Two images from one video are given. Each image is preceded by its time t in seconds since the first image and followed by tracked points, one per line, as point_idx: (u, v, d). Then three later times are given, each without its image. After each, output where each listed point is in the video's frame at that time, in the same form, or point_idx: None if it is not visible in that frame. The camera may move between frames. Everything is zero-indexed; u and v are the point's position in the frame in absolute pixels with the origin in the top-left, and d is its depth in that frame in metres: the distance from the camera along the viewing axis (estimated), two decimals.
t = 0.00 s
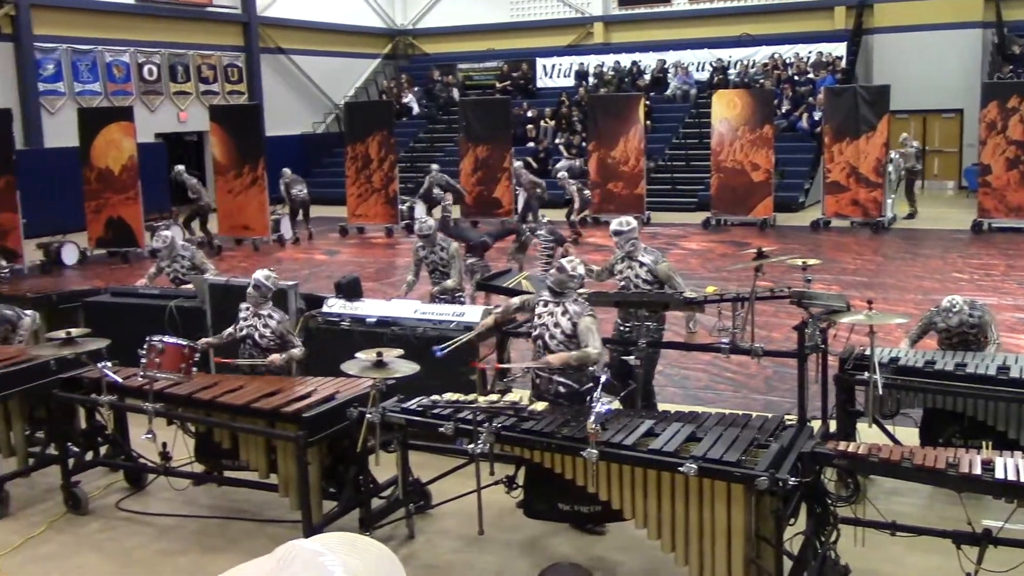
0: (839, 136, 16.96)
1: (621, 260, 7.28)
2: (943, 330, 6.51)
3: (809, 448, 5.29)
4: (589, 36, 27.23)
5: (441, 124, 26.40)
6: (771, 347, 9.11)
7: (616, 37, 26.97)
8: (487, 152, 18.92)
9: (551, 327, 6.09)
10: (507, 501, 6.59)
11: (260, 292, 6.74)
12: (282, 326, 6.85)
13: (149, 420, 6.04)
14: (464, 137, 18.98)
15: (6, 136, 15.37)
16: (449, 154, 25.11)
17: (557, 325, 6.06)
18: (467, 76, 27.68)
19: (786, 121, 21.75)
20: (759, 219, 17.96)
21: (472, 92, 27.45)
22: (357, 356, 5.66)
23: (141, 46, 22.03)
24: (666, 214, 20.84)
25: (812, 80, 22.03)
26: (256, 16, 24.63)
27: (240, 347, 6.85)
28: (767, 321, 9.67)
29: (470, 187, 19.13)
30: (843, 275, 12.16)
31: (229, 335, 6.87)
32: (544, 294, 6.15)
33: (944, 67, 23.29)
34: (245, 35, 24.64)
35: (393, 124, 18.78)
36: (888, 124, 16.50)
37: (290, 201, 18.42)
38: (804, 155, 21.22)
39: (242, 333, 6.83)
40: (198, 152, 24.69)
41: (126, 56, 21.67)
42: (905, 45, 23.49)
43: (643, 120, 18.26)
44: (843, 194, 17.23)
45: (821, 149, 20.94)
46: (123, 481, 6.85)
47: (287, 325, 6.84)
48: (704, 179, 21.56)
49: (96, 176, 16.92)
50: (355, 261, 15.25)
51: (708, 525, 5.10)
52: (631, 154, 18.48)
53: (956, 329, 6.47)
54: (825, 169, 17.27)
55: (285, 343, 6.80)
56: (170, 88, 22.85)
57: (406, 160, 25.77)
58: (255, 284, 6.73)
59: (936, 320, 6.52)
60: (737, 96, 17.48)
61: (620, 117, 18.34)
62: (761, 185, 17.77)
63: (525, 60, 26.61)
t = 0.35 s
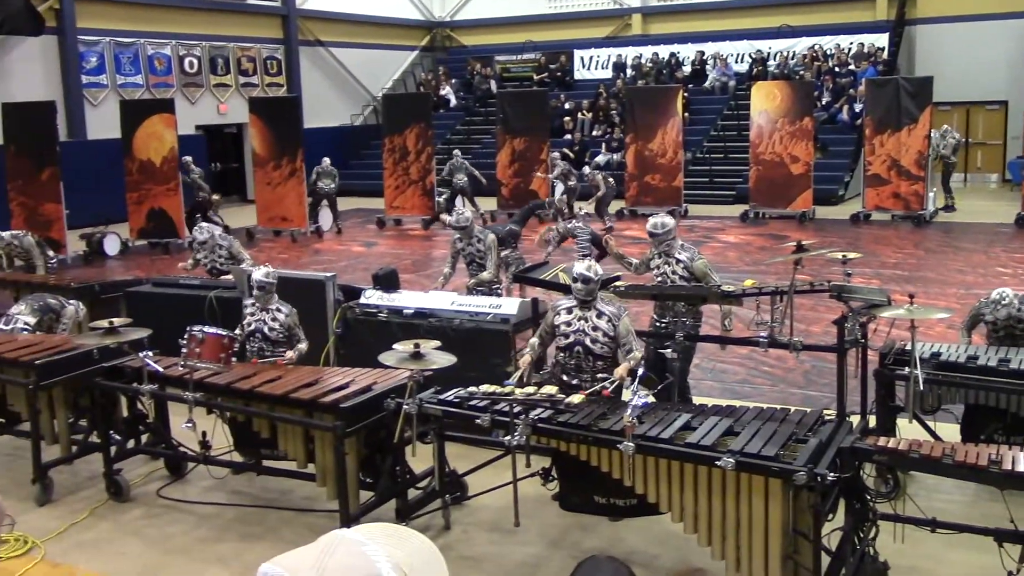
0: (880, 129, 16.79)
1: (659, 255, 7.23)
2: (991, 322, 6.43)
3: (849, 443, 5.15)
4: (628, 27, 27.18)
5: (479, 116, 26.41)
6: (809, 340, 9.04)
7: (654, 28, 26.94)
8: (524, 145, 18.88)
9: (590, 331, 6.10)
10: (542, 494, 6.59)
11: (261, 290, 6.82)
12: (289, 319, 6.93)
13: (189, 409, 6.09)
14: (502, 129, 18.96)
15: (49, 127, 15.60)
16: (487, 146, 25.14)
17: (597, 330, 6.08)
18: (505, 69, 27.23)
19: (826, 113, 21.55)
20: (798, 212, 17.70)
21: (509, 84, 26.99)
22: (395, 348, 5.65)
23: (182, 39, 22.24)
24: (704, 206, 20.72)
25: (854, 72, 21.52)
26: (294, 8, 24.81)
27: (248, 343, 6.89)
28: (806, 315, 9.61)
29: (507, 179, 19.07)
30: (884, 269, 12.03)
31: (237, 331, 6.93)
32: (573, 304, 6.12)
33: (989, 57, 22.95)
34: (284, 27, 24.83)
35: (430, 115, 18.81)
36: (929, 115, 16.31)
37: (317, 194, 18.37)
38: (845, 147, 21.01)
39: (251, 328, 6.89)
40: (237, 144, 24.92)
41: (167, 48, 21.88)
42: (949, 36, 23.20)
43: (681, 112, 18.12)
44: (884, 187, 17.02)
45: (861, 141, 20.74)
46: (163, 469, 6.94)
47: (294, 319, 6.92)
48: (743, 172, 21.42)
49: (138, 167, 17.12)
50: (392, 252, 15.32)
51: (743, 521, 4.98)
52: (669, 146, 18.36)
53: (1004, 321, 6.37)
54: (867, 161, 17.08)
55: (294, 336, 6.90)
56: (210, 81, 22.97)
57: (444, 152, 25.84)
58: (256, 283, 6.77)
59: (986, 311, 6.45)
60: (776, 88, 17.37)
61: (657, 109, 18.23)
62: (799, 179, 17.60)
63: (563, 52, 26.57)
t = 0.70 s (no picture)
0: (905, 122, 16.63)
1: (680, 249, 7.24)
2: None
3: (872, 439, 5.12)
4: (650, 20, 27.24)
5: (500, 110, 26.42)
6: (832, 335, 9.00)
7: (676, 21, 26.89)
8: (545, 139, 18.83)
9: (614, 324, 6.11)
10: (562, 488, 6.59)
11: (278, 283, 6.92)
12: (317, 300, 7.03)
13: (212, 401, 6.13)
14: (522, 123, 18.90)
15: (73, 121, 15.70)
16: (508, 140, 25.10)
17: (622, 322, 6.08)
18: (525, 62, 27.00)
19: (849, 107, 21.42)
20: (820, 206, 17.65)
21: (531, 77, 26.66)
22: (416, 341, 5.66)
23: (204, 33, 22.34)
24: (725, 200, 20.65)
25: (876, 65, 21.63)
26: (316, 2, 24.89)
27: (286, 334, 6.99)
28: (829, 309, 9.57)
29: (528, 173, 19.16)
30: (908, 263, 11.95)
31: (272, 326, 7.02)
32: (596, 297, 6.13)
33: (1015, 50, 22.75)
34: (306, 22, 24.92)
35: (451, 110, 18.78)
36: (954, 109, 16.17)
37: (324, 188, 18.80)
38: (868, 140, 20.87)
39: (285, 319, 6.98)
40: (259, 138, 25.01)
41: (190, 42, 21.99)
42: (973, 29, 23.05)
43: (702, 106, 18.02)
44: (907, 181, 16.93)
45: (884, 134, 20.61)
46: (186, 461, 7.00)
47: (321, 298, 7.03)
48: (764, 165, 21.33)
49: (161, 161, 17.24)
50: (413, 246, 15.35)
51: (764, 516, 4.96)
52: (690, 140, 18.29)
53: None
54: (890, 155, 16.96)
55: (327, 316, 7.00)
56: (232, 75, 23.08)
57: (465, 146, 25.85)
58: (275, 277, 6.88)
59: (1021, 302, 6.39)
60: (799, 82, 17.25)
61: (678, 103, 18.18)
62: (822, 172, 17.47)
63: (584, 45, 26.54)
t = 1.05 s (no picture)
0: (924, 119, 16.56)
1: (705, 244, 7.28)
2: None
3: (890, 437, 5.09)
4: (667, 16, 27.22)
5: (517, 106, 26.43)
6: (850, 333, 8.96)
7: (694, 17, 26.83)
8: (561, 135, 18.81)
9: (645, 322, 6.08)
10: (578, 485, 6.59)
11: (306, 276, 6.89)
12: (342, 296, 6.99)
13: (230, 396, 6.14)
14: (539, 119, 18.90)
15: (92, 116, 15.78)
16: (525, 136, 25.10)
17: (653, 319, 6.05)
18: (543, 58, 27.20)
19: (868, 103, 21.33)
20: (839, 203, 17.57)
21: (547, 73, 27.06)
22: (433, 337, 5.65)
23: (222, 29, 22.39)
24: (742, 196, 20.58)
25: (896, 60, 21.55)
26: None
27: (309, 329, 6.94)
28: (848, 307, 9.54)
29: (545, 170, 19.17)
30: (927, 260, 11.89)
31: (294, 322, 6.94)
32: (627, 295, 6.08)
33: None
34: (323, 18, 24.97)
35: (469, 106, 18.87)
36: (974, 105, 16.08)
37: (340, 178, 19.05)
38: (887, 136, 20.76)
39: (307, 314, 6.92)
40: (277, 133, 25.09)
41: (208, 38, 22.04)
42: (993, 25, 22.93)
43: (720, 101, 17.97)
44: (926, 178, 16.83)
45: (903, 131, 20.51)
46: (203, 455, 7.03)
47: (345, 294, 6.98)
48: (781, 162, 21.26)
49: (179, 156, 17.30)
50: (430, 242, 15.38)
51: (782, 514, 4.94)
52: (707, 136, 18.24)
53: None
54: (909, 152, 16.87)
55: (350, 312, 6.94)
56: (250, 70, 23.13)
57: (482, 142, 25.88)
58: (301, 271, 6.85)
59: None
60: (817, 77, 17.14)
61: (697, 97, 18.08)
62: (840, 169, 17.42)
63: (601, 41, 26.48)
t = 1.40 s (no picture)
0: (943, 116, 16.43)
1: (753, 233, 6.97)
2: None
3: (907, 436, 5.07)
4: (684, 12, 27.01)
5: (533, 103, 26.39)
6: (868, 332, 8.93)
7: (711, 14, 26.73)
8: (578, 132, 18.80)
9: (662, 316, 6.05)
10: (593, 483, 6.60)
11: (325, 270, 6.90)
12: (360, 295, 6.98)
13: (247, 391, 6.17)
14: (556, 116, 18.90)
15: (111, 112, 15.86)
16: (541, 133, 25.07)
17: (670, 314, 6.02)
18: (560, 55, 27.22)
19: (887, 100, 21.21)
20: (857, 201, 17.51)
21: (564, 70, 26.94)
22: (449, 334, 5.65)
23: (241, 25, 22.47)
24: (758, 194, 20.51)
25: (915, 57, 21.46)
26: None
27: (325, 325, 6.94)
28: (867, 306, 9.50)
29: (562, 167, 19.16)
30: (946, 259, 11.82)
31: (310, 318, 6.94)
32: (645, 288, 6.05)
33: None
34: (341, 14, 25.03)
35: (486, 103, 18.88)
36: (994, 103, 15.99)
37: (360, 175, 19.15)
38: (906, 134, 20.64)
39: (324, 311, 6.93)
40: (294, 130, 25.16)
41: (226, 35, 22.12)
42: (1015, 22, 22.75)
43: (737, 98, 17.98)
44: (945, 175, 16.73)
45: (921, 128, 20.38)
46: (220, 451, 7.06)
47: (363, 293, 6.98)
48: (798, 159, 21.18)
49: (198, 153, 17.35)
50: (446, 238, 15.42)
51: (798, 513, 4.93)
52: (725, 133, 18.18)
53: None
54: (928, 150, 16.75)
55: (366, 311, 6.96)
56: (268, 67, 23.19)
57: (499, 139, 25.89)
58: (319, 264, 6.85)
59: None
60: (836, 74, 17.06)
61: (714, 94, 18.04)
62: (858, 166, 17.36)
63: (618, 38, 26.39)
